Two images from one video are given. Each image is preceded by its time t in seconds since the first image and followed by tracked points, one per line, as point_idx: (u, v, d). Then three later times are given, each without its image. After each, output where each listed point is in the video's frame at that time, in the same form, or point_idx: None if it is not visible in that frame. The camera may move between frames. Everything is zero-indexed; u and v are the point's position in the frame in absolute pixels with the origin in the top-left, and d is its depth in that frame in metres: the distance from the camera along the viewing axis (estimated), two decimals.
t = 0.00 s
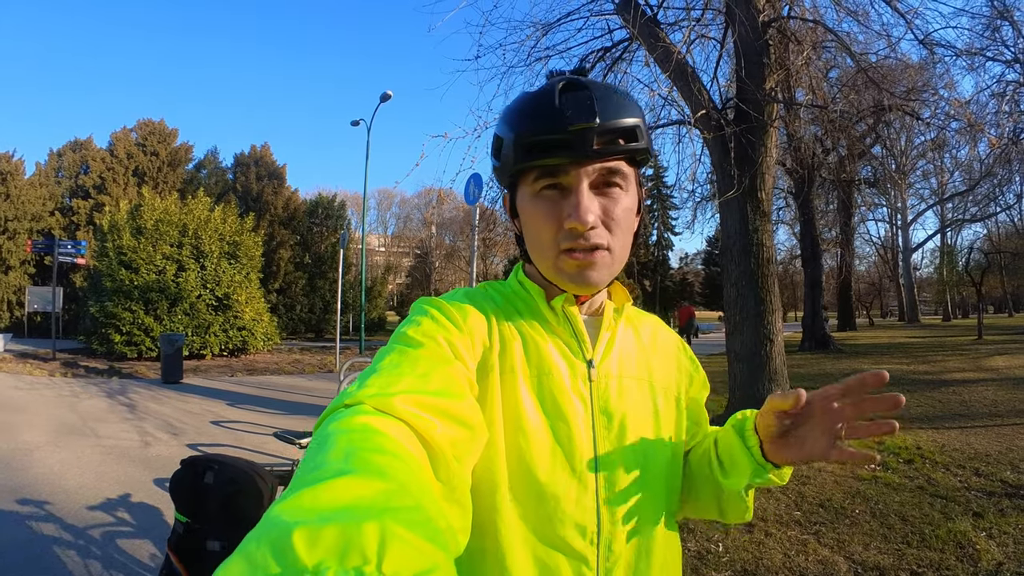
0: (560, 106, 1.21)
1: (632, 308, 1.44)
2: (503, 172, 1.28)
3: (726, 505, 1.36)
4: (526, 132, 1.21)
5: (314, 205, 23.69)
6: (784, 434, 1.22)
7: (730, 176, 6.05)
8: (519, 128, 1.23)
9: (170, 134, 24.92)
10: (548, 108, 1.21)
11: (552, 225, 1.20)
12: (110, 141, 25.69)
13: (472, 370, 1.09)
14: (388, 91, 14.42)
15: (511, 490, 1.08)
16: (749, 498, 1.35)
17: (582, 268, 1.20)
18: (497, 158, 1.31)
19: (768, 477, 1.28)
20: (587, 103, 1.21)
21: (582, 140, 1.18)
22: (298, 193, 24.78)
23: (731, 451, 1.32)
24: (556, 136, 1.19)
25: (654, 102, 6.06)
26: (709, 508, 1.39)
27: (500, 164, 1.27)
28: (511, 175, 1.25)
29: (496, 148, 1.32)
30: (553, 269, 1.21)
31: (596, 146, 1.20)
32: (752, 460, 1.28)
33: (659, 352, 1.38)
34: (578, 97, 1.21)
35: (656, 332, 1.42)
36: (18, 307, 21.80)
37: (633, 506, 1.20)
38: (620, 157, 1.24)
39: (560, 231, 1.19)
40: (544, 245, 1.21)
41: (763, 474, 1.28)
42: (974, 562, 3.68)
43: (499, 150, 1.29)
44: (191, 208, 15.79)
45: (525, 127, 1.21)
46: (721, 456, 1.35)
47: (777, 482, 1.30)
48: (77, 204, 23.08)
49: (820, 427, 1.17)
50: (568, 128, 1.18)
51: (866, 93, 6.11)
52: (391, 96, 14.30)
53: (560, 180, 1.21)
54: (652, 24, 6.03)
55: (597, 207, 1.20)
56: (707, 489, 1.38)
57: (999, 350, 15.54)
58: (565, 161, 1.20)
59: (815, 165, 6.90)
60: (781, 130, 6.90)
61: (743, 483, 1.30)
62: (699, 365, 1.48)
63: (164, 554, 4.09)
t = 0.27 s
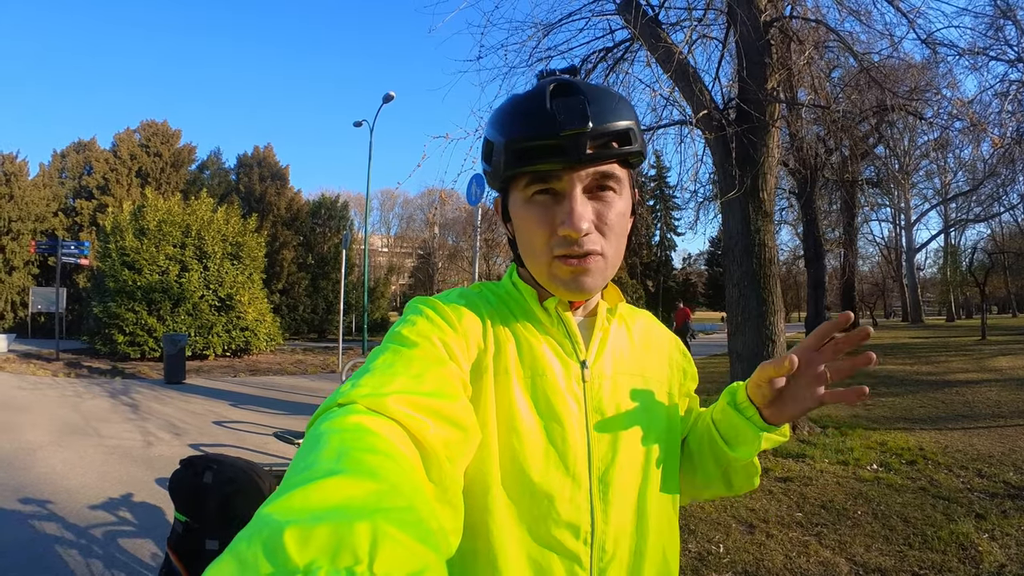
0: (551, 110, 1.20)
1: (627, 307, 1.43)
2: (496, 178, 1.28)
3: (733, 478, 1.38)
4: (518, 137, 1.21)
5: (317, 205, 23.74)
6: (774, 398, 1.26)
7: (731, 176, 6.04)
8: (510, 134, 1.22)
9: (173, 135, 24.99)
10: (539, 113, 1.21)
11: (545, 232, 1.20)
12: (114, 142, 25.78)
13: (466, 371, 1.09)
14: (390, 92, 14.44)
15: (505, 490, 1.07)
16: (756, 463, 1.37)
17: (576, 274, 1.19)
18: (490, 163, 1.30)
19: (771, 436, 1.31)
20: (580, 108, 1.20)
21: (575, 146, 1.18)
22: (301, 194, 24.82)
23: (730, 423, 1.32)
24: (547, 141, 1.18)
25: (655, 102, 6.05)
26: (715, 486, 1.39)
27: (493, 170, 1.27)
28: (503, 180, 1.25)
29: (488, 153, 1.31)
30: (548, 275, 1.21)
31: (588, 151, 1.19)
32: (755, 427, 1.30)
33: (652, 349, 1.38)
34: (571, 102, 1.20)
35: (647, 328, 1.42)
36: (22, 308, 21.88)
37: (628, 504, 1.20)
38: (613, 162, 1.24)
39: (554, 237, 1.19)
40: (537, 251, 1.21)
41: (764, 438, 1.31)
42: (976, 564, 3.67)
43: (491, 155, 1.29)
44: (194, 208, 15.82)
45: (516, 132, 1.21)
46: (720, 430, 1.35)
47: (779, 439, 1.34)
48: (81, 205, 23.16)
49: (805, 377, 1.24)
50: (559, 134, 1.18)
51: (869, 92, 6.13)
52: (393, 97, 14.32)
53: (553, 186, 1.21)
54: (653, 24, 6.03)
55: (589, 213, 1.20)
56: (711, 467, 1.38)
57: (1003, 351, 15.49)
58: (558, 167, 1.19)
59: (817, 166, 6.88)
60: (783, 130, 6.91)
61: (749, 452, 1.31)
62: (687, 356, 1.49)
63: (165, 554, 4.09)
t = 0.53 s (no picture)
0: (538, 100, 1.20)
1: (620, 302, 1.43)
2: (485, 174, 1.28)
3: (722, 481, 1.38)
4: (507, 130, 1.21)
5: (320, 206, 23.78)
6: (764, 409, 1.26)
7: (733, 176, 6.02)
8: (499, 128, 1.22)
9: (177, 136, 25.06)
10: (527, 104, 1.21)
11: (538, 226, 1.20)
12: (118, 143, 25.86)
13: (463, 365, 1.09)
14: (393, 93, 14.45)
15: (501, 483, 1.08)
16: (745, 467, 1.37)
17: (572, 272, 1.20)
18: (480, 160, 1.30)
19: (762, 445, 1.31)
20: (568, 98, 1.21)
21: (565, 135, 1.18)
22: (304, 195, 24.85)
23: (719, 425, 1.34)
24: (535, 132, 1.18)
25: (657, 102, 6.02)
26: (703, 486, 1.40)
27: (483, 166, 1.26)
28: (493, 176, 1.25)
29: (477, 151, 1.31)
30: (545, 272, 1.21)
31: (579, 140, 1.19)
32: (743, 435, 1.30)
33: (647, 342, 1.38)
34: (558, 91, 1.20)
35: (642, 321, 1.42)
36: (26, 308, 21.95)
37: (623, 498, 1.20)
38: (603, 150, 1.24)
39: (548, 230, 1.19)
40: (532, 247, 1.21)
41: (755, 446, 1.31)
42: (979, 565, 3.65)
43: (479, 152, 1.29)
44: (198, 209, 15.86)
45: (504, 125, 1.21)
46: (714, 435, 1.35)
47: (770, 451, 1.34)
48: (85, 206, 23.25)
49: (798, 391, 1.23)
50: (548, 123, 1.18)
51: (872, 92, 6.15)
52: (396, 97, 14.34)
53: (544, 177, 1.21)
54: (655, 24, 6.02)
55: (582, 204, 1.20)
56: (702, 469, 1.38)
57: (1008, 351, 15.43)
58: (548, 157, 1.19)
59: (820, 166, 6.86)
60: (785, 129, 6.87)
61: (738, 459, 1.32)
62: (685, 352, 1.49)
63: (167, 552, 4.10)
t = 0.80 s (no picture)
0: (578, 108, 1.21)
1: (616, 303, 1.42)
2: (512, 176, 1.20)
3: (744, 494, 1.24)
4: (546, 128, 1.17)
5: (323, 207, 23.81)
6: (769, 405, 1.11)
7: (736, 178, 6.01)
8: (534, 130, 1.18)
9: (179, 137, 25.09)
10: (568, 109, 1.20)
11: (573, 230, 1.18)
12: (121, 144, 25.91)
13: (457, 376, 1.09)
14: (395, 94, 14.44)
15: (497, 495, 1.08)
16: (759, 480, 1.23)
17: (603, 275, 1.20)
18: (501, 157, 1.22)
19: (769, 451, 1.14)
20: (606, 109, 1.24)
21: (605, 144, 1.20)
22: (306, 196, 24.88)
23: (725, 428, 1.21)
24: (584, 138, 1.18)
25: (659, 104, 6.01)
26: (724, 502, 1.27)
27: (516, 165, 1.18)
28: (521, 173, 1.19)
29: (497, 150, 1.22)
30: (573, 274, 1.19)
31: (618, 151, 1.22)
32: (747, 437, 1.16)
33: (644, 345, 1.35)
34: (596, 102, 1.23)
35: (639, 322, 1.39)
36: (29, 309, 22.02)
37: (622, 506, 1.18)
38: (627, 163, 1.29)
39: (582, 234, 1.18)
40: (563, 250, 1.19)
41: (762, 451, 1.15)
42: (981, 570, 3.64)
43: (498, 145, 1.22)
44: (200, 210, 15.88)
45: (548, 127, 1.17)
46: (718, 436, 1.23)
47: (786, 458, 1.16)
48: (88, 207, 23.31)
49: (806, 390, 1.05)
50: (595, 130, 1.19)
51: (875, 92, 6.13)
52: (398, 98, 14.33)
53: (580, 181, 1.19)
54: (657, 25, 6.01)
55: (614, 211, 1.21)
56: (711, 478, 1.25)
57: (1012, 352, 15.37)
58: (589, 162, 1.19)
59: (823, 166, 6.84)
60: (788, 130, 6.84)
61: (741, 466, 1.17)
62: (695, 352, 1.43)
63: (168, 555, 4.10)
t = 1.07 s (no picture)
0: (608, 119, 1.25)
1: (623, 312, 1.42)
2: (535, 177, 1.20)
3: (727, 528, 1.25)
4: (574, 133, 1.20)
5: (324, 207, 23.82)
6: (739, 440, 1.08)
7: (739, 179, 6.00)
8: (567, 131, 1.20)
9: (181, 137, 25.13)
10: (597, 119, 1.24)
11: (593, 235, 1.19)
12: (122, 145, 25.93)
13: (464, 384, 1.09)
14: (397, 94, 14.45)
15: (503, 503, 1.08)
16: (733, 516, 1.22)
17: (617, 280, 1.22)
18: (524, 159, 1.23)
19: (742, 492, 1.13)
20: (627, 120, 1.28)
21: (629, 154, 1.23)
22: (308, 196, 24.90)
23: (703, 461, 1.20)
24: (612, 147, 1.22)
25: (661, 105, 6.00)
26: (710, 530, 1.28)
27: (541, 166, 1.19)
28: (549, 180, 1.19)
29: (521, 151, 1.24)
30: (588, 280, 1.20)
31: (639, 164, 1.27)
32: (718, 473, 1.15)
33: (653, 352, 1.36)
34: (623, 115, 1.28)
35: (648, 330, 1.40)
36: (31, 309, 22.06)
37: (629, 514, 1.18)
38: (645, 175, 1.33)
39: (601, 239, 1.20)
40: (579, 255, 1.19)
41: (733, 489, 1.14)
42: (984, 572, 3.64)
43: (522, 147, 1.23)
44: (202, 211, 15.89)
45: (580, 131, 1.20)
46: (699, 466, 1.23)
47: (761, 496, 1.14)
48: (90, 207, 23.34)
49: (774, 431, 1.03)
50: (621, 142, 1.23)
51: (877, 92, 6.10)
52: (400, 99, 14.34)
53: (602, 188, 1.21)
54: (660, 26, 6.01)
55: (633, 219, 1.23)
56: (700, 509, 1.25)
57: (1014, 352, 15.35)
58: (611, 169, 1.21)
59: (825, 167, 6.83)
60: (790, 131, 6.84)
61: (712, 500, 1.18)
62: (702, 361, 1.42)
63: (170, 557, 4.11)
